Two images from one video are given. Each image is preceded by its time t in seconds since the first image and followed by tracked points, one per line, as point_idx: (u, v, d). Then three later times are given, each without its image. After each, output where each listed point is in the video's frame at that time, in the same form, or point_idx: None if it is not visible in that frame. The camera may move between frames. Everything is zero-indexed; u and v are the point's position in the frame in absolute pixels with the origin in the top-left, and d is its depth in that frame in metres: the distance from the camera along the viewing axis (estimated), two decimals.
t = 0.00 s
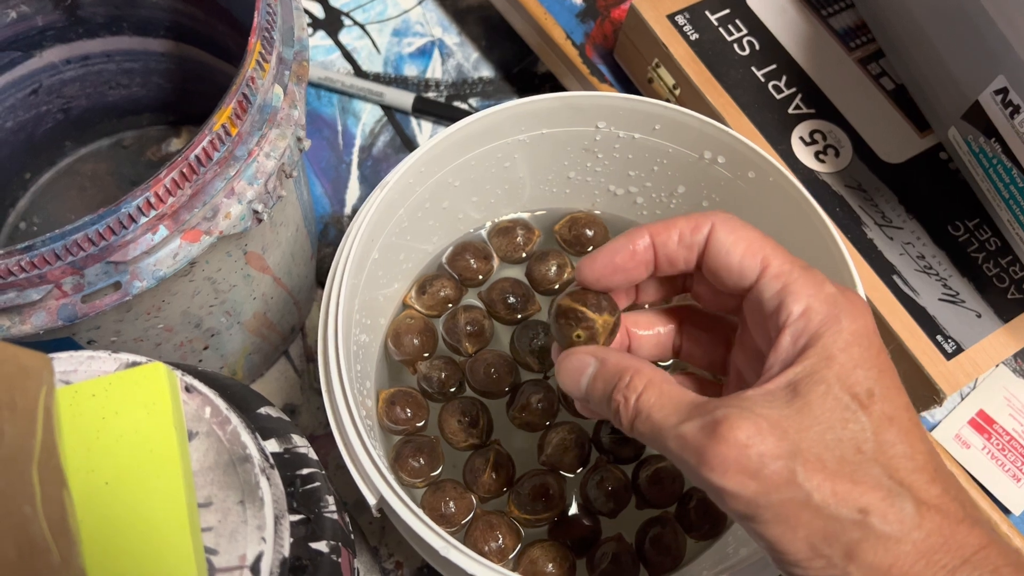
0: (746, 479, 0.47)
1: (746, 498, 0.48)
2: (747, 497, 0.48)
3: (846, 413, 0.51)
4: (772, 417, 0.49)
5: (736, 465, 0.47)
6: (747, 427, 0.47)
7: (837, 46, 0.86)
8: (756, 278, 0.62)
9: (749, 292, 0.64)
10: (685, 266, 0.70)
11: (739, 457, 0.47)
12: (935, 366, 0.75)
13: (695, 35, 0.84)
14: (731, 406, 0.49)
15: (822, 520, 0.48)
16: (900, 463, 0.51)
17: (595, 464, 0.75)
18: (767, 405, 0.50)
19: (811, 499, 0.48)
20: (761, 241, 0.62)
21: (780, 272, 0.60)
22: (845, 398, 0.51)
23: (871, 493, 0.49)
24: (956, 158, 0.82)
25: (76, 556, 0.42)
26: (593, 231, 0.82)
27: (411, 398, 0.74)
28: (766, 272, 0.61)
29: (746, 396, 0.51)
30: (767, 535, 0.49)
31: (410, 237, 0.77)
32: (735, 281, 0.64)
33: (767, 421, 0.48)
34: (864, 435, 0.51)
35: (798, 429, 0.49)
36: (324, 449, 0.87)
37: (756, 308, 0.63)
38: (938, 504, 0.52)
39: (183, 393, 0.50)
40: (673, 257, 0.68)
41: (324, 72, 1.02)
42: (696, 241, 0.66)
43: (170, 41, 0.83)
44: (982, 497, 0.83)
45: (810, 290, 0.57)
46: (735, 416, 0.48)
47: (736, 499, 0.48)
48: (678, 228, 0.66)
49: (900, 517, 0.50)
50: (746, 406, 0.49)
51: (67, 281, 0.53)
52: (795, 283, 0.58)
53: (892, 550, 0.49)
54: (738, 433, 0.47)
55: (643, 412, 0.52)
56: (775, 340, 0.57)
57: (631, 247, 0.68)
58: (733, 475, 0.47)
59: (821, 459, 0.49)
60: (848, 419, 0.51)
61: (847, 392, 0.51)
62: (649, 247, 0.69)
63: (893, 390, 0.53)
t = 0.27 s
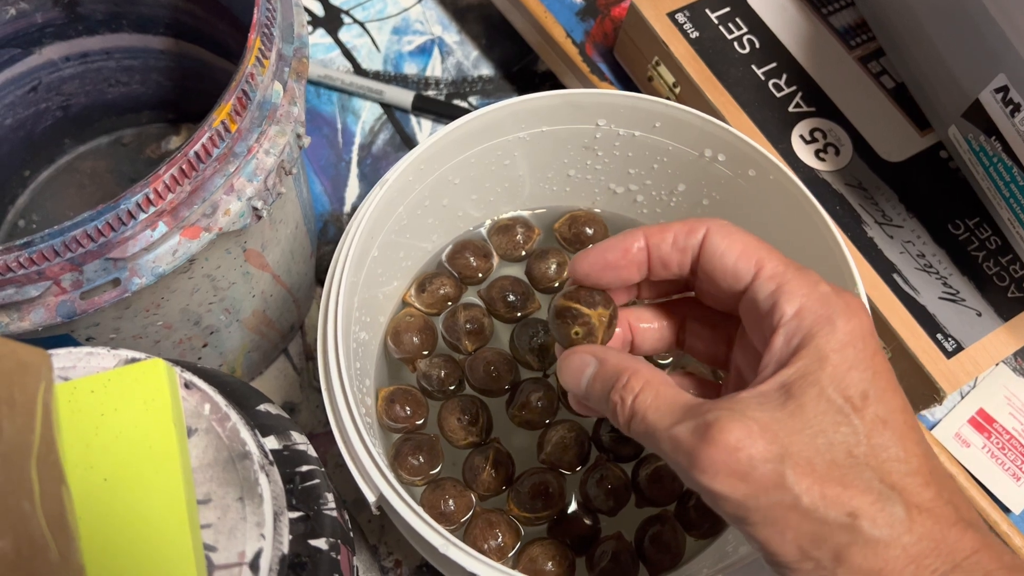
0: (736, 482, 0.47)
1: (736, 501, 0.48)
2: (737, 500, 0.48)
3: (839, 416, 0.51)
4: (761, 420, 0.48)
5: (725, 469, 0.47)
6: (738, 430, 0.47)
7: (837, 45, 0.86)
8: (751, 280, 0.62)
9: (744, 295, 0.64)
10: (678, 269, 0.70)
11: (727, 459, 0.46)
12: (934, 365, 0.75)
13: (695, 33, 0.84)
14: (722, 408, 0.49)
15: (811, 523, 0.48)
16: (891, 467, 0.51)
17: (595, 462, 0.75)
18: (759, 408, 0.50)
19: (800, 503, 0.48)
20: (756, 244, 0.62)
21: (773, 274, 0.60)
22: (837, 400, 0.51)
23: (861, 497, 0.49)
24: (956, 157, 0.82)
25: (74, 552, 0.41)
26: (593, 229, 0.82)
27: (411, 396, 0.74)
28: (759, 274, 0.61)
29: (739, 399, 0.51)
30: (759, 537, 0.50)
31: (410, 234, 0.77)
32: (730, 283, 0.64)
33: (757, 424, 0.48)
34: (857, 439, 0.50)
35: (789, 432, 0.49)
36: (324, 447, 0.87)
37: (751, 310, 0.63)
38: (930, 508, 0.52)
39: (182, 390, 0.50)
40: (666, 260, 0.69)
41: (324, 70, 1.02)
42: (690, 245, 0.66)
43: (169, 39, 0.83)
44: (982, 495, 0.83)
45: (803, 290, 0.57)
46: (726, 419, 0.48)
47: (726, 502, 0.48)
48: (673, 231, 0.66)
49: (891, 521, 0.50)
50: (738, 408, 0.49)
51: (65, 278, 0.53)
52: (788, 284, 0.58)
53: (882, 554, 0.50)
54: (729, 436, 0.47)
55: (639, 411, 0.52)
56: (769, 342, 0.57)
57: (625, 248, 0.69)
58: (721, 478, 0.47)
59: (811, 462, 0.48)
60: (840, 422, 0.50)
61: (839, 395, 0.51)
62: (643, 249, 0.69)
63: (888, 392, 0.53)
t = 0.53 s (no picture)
0: (726, 490, 0.47)
1: (728, 510, 0.48)
2: (729, 508, 0.48)
3: (831, 423, 0.51)
4: (753, 430, 0.48)
5: (717, 478, 0.47)
6: (730, 439, 0.47)
7: (837, 47, 0.86)
8: (744, 287, 0.62)
9: (737, 302, 0.64)
10: (673, 275, 0.70)
11: (719, 469, 0.47)
12: (934, 367, 0.75)
13: (695, 35, 0.85)
14: (715, 416, 0.49)
15: (801, 531, 0.48)
16: (883, 475, 0.51)
17: (595, 463, 0.75)
18: (752, 416, 0.50)
19: (790, 512, 0.48)
20: (748, 251, 0.62)
21: (766, 281, 0.60)
22: (829, 408, 0.51)
23: (851, 505, 0.49)
24: (956, 160, 0.83)
25: (76, 554, 0.41)
26: (594, 231, 0.82)
27: (411, 397, 0.74)
28: (752, 281, 0.61)
29: (730, 408, 0.51)
30: (753, 547, 0.50)
31: (411, 237, 0.77)
32: (722, 290, 0.64)
33: (748, 433, 0.48)
34: (848, 448, 0.50)
35: (781, 441, 0.49)
36: (324, 448, 0.87)
37: (744, 317, 0.63)
38: (923, 516, 0.51)
39: (183, 392, 0.50)
40: (660, 267, 0.69)
41: (324, 71, 1.02)
42: (683, 252, 0.66)
43: (169, 40, 0.83)
44: (981, 497, 0.83)
45: (795, 298, 0.57)
46: (718, 427, 0.48)
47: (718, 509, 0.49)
48: (666, 239, 0.66)
49: (881, 530, 0.49)
50: (731, 417, 0.49)
51: (67, 280, 0.53)
52: (780, 293, 0.58)
53: (872, 565, 0.49)
54: (721, 445, 0.47)
55: (632, 418, 0.53)
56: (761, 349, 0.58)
57: (619, 255, 0.69)
58: (715, 486, 0.47)
59: (802, 471, 0.49)
60: (833, 429, 0.51)
61: (831, 402, 0.51)
62: (637, 257, 0.69)
63: (880, 398, 0.53)
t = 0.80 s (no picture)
0: (730, 493, 0.47)
1: (733, 512, 0.48)
2: (733, 510, 0.48)
3: (834, 426, 0.51)
4: (760, 431, 0.48)
5: (722, 478, 0.47)
6: (736, 440, 0.47)
7: (838, 48, 0.86)
8: (743, 290, 0.62)
9: (738, 304, 0.63)
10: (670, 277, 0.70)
11: (725, 470, 0.46)
12: (935, 369, 0.75)
13: (696, 36, 0.84)
14: (718, 416, 0.49)
15: (808, 535, 0.48)
16: (885, 477, 0.51)
17: (596, 465, 0.75)
18: (754, 419, 0.50)
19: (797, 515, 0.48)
20: (747, 253, 0.62)
21: (765, 283, 0.60)
22: (832, 410, 0.51)
23: (856, 508, 0.49)
24: (957, 161, 0.82)
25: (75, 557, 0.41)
26: (594, 232, 0.82)
27: (411, 399, 0.74)
28: (751, 282, 0.60)
29: (733, 410, 0.51)
30: (756, 550, 0.49)
31: (411, 237, 0.77)
32: (723, 292, 0.64)
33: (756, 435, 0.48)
34: (851, 449, 0.50)
35: (784, 443, 0.49)
36: (323, 450, 0.87)
37: (744, 319, 0.63)
38: (925, 519, 0.51)
39: (182, 394, 0.50)
40: (658, 269, 0.69)
41: (324, 71, 1.02)
42: (681, 253, 0.66)
43: (169, 40, 0.82)
44: (981, 499, 0.83)
45: (796, 301, 0.57)
46: (722, 427, 0.48)
47: (721, 511, 0.48)
48: (662, 240, 0.66)
49: (884, 533, 0.49)
50: (734, 417, 0.49)
51: (65, 280, 0.53)
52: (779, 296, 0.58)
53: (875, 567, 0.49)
54: (726, 445, 0.47)
55: (629, 414, 0.52)
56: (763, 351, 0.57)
57: (615, 257, 0.69)
58: (719, 487, 0.47)
59: (808, 473, 0.48)
60: (836, 431, 0.50)
61: (833, 405, 0.51)
62: (633, 259, 0.69)
63: (880, 401, 0.53)
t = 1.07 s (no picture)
0: (727, 501, 0.47)
1: (729, 518, 0.48)
2: (729, 517, 0.48)
3: (834, 434, 0.50)
4: (756, 438, 0.48)
5: (718, 487, 0.47)
6: (733, 447, 0.47)
7: (838, 51, 0.86)
8: (748, 296, 0.61)
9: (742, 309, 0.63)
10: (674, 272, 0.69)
11: (721, 477, 0.46)
12: (935, 373, 0.75)
13: (695, 39, 0.84)
14: (717, 423, 0.49)
15: (803, 544, 0.48)
16: (884, 487, 0.51)
17: (594, 468, 0.75)
18: (753, 424, 0.50)
19: (793, 524, 0.47)
20: (754, 256, 0.61)
21: (772, 290, 0.59)
22: (832, 418, 0.51)
23: (852, 518, 0.49)
24: (957, 164, 0.82)
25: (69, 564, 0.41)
26: (593, 235, 0.82)
27: (409, 402, 0.74)
28: (757, 290, 0.60)
29: (733, 414, 0.51)
30: (753, 557, 0.49)
31: (409, 241, 0.77)
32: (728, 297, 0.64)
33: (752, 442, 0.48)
34: (853, 457, 0.50)
35: (783, 450, 0.49)
36: (320, 453, 0.87)
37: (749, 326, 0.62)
38: (921, 528, 0.51)
39: (179, 400, 0.49)
40: (660, 266, 0.68)
41: (322, 73, 1.02)
42: (684, 253, 0.65)
43: (167, 41, 0.82)
44: (980, 504, 0.82)
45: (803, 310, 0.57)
46: (720, 434, 0.47)
47: (718, 518, 0.48)
48: (667, 237, 0.65)
49: (881, 543, 0.49)
50: (732, 424, 0.49)
51: (62, 285, 0.53)
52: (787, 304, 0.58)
53: None
54: (723, 453, 0.47)
55: (629, 423, 0.52)
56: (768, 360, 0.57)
57: (618, 254, 0.69)
58: (716, 495, 0.47)
59: (805, 481, 0.48)
60: (835, 439, 0.50)
61: (834, 412, 0.51)
62: (637, 256, 0.69)
63: (881, 409, 0.53)
